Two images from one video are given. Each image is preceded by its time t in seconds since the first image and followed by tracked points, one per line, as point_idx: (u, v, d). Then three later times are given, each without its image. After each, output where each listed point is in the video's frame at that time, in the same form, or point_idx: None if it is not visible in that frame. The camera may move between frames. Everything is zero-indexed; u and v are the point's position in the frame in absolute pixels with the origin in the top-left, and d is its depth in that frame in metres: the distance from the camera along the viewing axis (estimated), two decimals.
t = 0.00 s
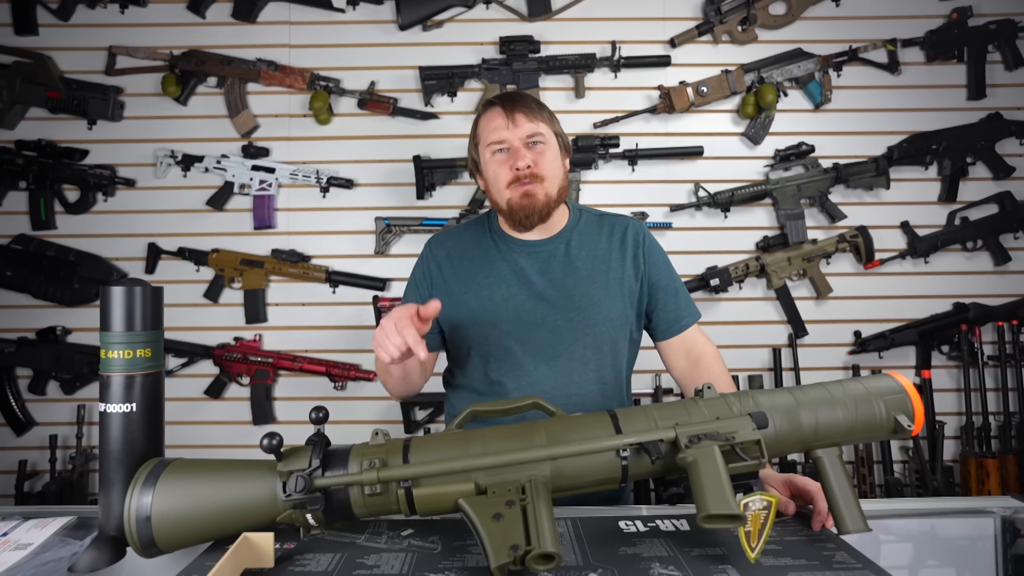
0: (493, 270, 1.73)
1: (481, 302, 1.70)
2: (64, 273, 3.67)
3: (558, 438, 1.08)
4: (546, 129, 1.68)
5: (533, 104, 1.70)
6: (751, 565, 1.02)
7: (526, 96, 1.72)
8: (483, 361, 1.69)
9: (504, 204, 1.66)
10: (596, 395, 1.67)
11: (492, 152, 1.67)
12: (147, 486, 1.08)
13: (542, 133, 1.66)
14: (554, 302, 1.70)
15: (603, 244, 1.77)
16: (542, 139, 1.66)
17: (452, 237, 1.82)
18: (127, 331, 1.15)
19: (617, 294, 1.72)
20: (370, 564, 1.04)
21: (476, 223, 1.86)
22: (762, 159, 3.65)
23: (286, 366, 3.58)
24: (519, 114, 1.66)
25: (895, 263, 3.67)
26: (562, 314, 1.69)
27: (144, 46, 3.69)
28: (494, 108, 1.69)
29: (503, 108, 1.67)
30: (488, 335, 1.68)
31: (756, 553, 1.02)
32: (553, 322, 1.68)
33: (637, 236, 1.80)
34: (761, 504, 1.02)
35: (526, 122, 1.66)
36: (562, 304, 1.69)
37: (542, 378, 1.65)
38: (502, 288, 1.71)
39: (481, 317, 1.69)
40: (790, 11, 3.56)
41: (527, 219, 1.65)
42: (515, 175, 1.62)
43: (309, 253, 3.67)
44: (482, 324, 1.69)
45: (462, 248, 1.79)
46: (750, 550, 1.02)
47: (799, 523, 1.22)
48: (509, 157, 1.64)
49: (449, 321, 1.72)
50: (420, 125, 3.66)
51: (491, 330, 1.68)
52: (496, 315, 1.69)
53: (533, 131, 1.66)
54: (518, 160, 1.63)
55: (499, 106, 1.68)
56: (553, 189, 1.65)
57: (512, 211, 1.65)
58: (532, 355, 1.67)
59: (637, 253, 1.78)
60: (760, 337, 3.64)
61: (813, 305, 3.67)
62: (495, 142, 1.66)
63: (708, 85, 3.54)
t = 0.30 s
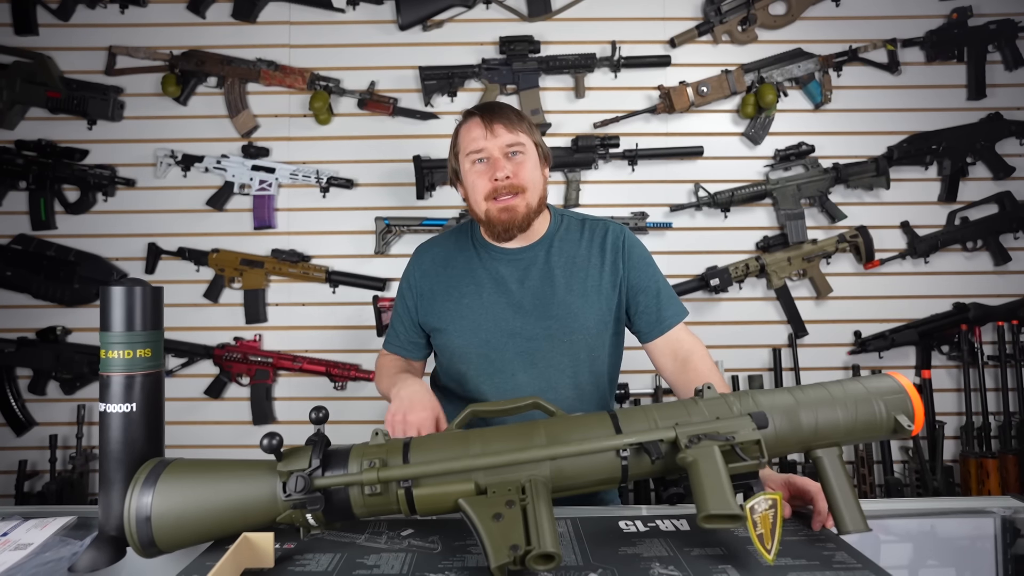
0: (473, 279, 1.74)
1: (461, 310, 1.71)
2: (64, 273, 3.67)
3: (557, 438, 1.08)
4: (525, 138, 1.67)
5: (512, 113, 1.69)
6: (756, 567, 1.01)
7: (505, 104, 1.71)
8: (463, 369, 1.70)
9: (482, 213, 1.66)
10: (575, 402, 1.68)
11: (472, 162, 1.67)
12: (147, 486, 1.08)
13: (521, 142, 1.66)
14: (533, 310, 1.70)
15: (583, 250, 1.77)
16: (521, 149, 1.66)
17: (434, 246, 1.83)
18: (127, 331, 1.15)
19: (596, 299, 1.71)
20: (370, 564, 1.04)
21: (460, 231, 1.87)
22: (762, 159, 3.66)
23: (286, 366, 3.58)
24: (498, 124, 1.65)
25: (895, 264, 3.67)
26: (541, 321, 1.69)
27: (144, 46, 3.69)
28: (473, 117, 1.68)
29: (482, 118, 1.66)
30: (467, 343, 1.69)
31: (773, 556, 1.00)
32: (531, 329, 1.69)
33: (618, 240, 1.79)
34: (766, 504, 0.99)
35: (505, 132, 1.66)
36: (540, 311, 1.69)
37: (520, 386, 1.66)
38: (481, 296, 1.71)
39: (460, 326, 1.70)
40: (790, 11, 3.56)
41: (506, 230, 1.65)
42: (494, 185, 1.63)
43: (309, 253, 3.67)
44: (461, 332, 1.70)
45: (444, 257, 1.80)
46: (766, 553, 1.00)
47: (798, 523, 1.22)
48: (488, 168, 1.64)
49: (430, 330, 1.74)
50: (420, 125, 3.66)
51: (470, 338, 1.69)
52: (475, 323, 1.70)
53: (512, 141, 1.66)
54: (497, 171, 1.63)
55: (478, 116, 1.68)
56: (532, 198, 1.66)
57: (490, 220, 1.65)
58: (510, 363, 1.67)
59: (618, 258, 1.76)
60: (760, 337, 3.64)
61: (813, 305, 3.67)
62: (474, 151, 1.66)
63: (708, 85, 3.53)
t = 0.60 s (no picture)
0: (483, 280, 1.74)
1: (471, 311, 1.71)
2: (64, 273, 3.67)
3: (557, 439, 1.08)
4: (540, 138, 1.67)
5: (528, 112, 1.69)
6: (753, 567, 1.02)
7: (521, 104, 1.70)
8: (471, 370, 1.69)
9: (492, 211, 1.65)
10: (586, 403, 1.67)
11: (485, 159, 1.66)
12: (147, 486, 1.08)
13: (535, 142, 1.65)
14: (544, 310, 1.70)
15: (592, 251, 1.78)
16: (535, 149, 1.66)
17: (442, 247, 1.84)
18: (127, 331, 1.15)
19: (606, 300, 1.71)
20: (370, 564, 1.04)
21: (467, 232, 1.87)
22: (762, 159, 3.66)
23: (286, 366, 3.58)
24: (513, 123, 1.65)
25: (895, 264, 3.67)
26: (552, 322, 1.69)
27: (144, 47, 3.69)
28: (489, 114, 1.68)
29: (497, 115, 1.65)
30: (478, 344, 1.69)
31: (758, 554, 1.01)
32: (542, 329, 1.69)
33: (628, 241, 1.80)
34: (760, 504, 1.01)
35: (520, 131, 1.65)
36: (551, 312, 1.69)
37: (531, 386, 1.66)
38: (491, 297, 1.71)
39: (470, 327, 1.70)
40: (790, 11, 3.56)
41: (515, 229, 1.64)
42: (505, 184, 1.62)
43: (309, 253, 3.67)
44: (471, 333, 1.69)
45: (453, 258, 1.80)
46: (752, 552, 1.01)
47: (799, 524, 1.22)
48: (501, 166, 1.64)
49: (439, 331, 1.73)
50: (420, 125, 3.66)
51: (480, 339, 1.69)
52: (485, 323, 1.69)
53: (527, 140, 1.65)
54: (509, 169, 1.62)
55: (494, 113, 1.67)
56: (544, 200, 1.65)
57: (500, 219, 1.64)
58: (521, 364, 1.67)
59: (627, 259, 1.78)
60: (760, 337, 3.64)
61: (813, 305, 3.67)
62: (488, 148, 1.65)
63: (708, 85, 3.54)
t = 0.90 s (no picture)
0: (484, 277, 1.73)
1: (471, 309, 1.71)
2: (64, 273, 3.67)
3: (557, 439, 1.08)
4: (541, 137, 1.65)
5: (530, 110, 1.67)
6: (753, 566, 1.02)
7: (523, 100, 1.68)
8: (472, 368, 1.69)
9: (492, 213, 1.66)
10: (587, 401, 1.67)
11: (484, 158, 1.65)
12: (147, 486, 1.08)
13: (536, 142, 1.64)
14: (545, 308, 1.70)
15: (594, 248, 1.78)
16: (536, 148, 1.64)
17: (442, 244, 1.83)
18: (127, 331, 1.15)
19: (608, 298, 1.71)
20: (370, 564, 1.04)
21: (466, 231, 1.86)
22: (762, 159, 3.66)
23: (286, 366, 3.58)
24: (513, 121, 1.63)
25: (895, 264, 3.67)
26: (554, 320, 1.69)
27: (144, 46, 3.69)
28: (489, 111, 1.66)
29: (497, 113, 1.63)
30: (479, 342, 1.68)
31: (771, 554, 1.00)
32: (543, 327, 1.69)
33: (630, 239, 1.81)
34: (766, 504, 1.00)
35: (520, 130, 1.63)
36: (552, 310, 1.69)
37: (532, 385, 1.65)
38: (492, 294, 1.71)
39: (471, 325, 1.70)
40: (790, 11, 3.56)
41: (514, 231, 1.65)
42: (505, 186, 1.61)
43: (309, 253, 3.67)
44: (471, 331, 1.69)
45: (453, 256, 1.80)
46: (764, 552, 1.00)
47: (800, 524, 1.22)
48: (502, 166, 1.63)
49: (439, 328, 1.73)
50: (420, 125, 3.66)
51: (481, 337, 1.69)
52: (486, 321, 1.69)
53: (527, 139, 1.63)
54: (509, 170, 1.62)
55: (494, 110, 1.65)
56: (544, 201, 1.65)
57: (500, 220, 1.65)
58: (522, 362, 1.67)
59: (629, 257, 1.78)
60: (760, 337, 3.64)
61: (813, 305, 3.67)
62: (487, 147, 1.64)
63: (708, 85, 3.53)
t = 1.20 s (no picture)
0: (486, 273, 1.73)
1: (472, 304, 1.70)
2: (64, 273, 3.67)
3: (557, 440, 1.07)
4: (538, 127, 1.66)
5: (532, 102, 1.70)
6: (754, 567, 1.02)
7: (528, 94, 1.72)
8: (470, 364, 1.68)
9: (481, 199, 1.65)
10: (587, 400, 1.67)
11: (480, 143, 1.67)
12: (147, 486, 1.07)
13: (533, 131, 1.64)
14: (548, 305, 1.69)
15: (597, 247, 1.78)
16: (531, 137, 1.64)
17: (443, 239, 1.82)
18: (127, 331, 1.14)
19: (611, 296, 1.71)
20: (370, 564, 1.04)
21: (467, 226, 1.85)
22: (762, 159, 3.65)
23: (286, 366, 3.58)
24: (512, 109, 1.66)
25: (895, 264, 3.67)
26: (557, 317, 1.68)
27: (144, 46, 3.69)
28: (493, 100, 1.70)
29: (498, 101, 1.68)
30: (480, 338, 1.67)
31: (765, 555, 1.01)
32: (544, 325, 1.68)
33: (633, 238, 1.81)
34: (764, 505, 1.00)
35: (518, 118, 1.66)
36: (555, 307, 1.69)
37: (534, 383, 1.65)
38: (494, 290, 1.70)
39: (472, 320, 1.68)
40: (790, 11, 3.56)
41: (496, 219, 1.62)
42: (493, 171, 1.62)
43: (309, 253, 3.67)
44: (472, 327, 1.68)
45: (454, 250, 1.79)
46: (760, 553, 1.00)
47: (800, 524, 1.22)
48: (494, 152, 1.63)
49: (438, 323, 1.71)
50: (420, 125, 3.66)
51: (482, 332, 1.67)
52: (488, 317, 1.68)
53: (524, 128, 1.65)
54: (498, 155, 1.62)
55: (497, 99, 1.69)
56: (532, 193, 1.62)
57: (485, 207, 1.64)
58: (523, 360, 1.66)
59: (633, 257, 1.78)
60: (760, 337, 3.64)
61: (813, 305, 3.67)
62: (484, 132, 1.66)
63: (708, 85, 3.53)
